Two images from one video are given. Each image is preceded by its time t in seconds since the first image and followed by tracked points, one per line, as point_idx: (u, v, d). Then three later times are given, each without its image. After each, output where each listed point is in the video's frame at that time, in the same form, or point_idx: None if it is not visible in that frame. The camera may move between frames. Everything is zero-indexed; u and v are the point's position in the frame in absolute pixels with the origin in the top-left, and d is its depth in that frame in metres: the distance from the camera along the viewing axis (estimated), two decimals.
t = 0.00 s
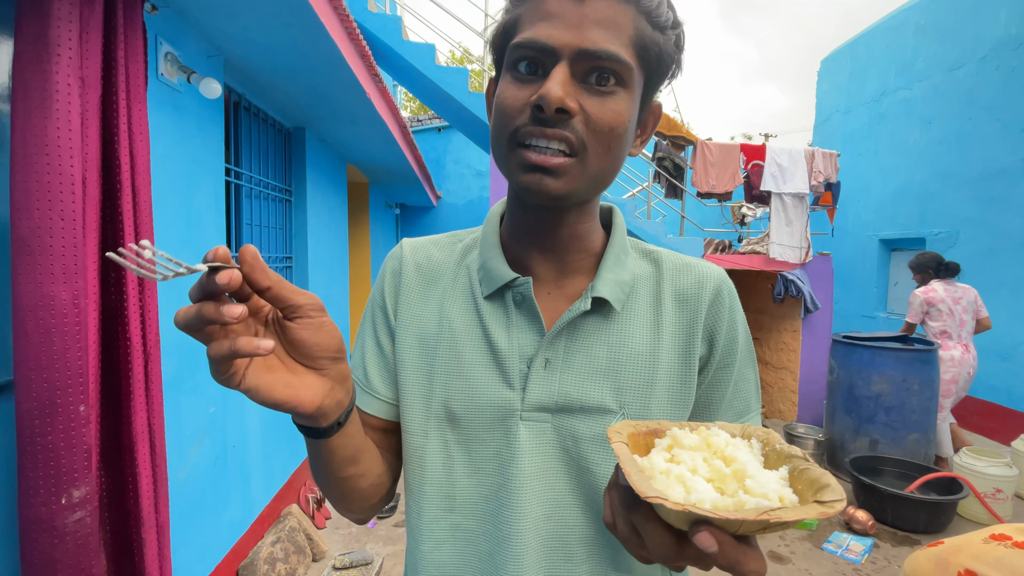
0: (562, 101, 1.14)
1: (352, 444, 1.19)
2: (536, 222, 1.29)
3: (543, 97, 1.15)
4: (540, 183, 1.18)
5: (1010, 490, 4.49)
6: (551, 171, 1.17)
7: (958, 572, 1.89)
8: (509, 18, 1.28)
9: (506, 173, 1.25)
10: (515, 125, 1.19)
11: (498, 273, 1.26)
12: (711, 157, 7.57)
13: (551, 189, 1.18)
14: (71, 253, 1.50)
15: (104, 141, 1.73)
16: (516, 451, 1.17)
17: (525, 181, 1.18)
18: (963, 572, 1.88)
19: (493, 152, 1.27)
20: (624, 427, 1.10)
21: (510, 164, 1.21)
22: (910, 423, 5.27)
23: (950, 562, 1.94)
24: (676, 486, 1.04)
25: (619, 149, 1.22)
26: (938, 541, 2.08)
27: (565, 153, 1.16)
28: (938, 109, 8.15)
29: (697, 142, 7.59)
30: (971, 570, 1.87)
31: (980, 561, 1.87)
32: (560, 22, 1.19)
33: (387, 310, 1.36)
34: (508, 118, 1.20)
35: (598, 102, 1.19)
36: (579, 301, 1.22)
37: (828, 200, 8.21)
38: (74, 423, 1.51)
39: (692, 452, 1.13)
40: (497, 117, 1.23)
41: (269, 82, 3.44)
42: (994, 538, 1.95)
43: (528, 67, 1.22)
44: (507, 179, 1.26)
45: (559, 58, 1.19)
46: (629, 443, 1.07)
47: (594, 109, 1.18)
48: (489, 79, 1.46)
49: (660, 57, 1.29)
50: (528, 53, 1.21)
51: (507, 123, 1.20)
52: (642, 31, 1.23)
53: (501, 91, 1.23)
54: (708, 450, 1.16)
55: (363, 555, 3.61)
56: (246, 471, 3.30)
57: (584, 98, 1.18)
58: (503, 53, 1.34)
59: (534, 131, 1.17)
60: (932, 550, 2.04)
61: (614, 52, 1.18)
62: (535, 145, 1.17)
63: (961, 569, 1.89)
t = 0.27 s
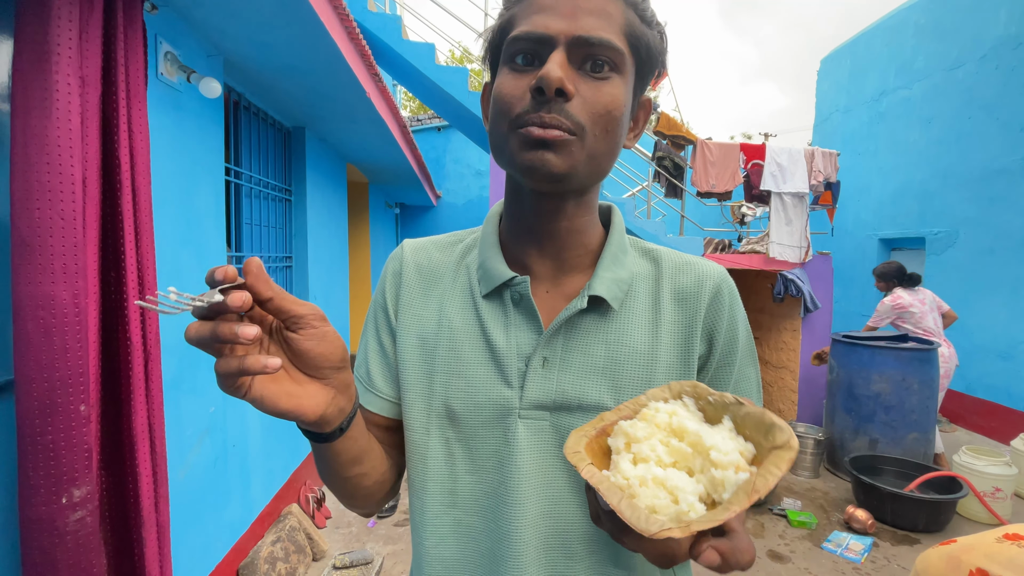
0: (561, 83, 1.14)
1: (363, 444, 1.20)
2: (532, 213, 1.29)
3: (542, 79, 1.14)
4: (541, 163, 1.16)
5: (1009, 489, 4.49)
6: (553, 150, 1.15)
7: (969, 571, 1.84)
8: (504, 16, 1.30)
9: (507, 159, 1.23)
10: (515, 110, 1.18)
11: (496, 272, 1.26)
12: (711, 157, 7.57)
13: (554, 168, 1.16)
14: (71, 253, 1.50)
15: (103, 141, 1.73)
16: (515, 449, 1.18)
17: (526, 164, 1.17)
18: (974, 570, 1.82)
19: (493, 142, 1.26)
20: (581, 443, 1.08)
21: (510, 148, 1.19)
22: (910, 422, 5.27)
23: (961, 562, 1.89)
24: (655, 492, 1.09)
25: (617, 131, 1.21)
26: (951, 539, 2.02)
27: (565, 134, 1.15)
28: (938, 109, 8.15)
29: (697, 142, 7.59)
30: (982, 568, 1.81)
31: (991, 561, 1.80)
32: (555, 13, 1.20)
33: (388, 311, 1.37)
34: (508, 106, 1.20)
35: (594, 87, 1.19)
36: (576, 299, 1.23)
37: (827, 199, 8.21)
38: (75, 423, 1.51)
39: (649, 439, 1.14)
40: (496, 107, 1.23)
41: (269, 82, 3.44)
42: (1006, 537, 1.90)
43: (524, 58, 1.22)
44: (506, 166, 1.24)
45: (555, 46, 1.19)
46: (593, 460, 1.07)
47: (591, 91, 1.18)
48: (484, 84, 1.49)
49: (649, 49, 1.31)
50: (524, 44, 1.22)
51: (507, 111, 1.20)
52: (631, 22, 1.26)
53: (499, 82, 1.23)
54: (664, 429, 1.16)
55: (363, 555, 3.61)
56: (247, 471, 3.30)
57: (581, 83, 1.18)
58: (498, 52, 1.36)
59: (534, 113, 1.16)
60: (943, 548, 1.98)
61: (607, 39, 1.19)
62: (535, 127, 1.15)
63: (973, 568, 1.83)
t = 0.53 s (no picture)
0: (594, 136, 1.14)
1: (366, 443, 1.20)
2: (544, 236, 1.31)
3: (575, 135, 1.14)
4: (576, 210, 1.20)
5: (1008, 488, 4.50)
6: (586, 201, 1.20)
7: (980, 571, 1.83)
8: (509, 43, 1.20)
9: (532, 201, 1.24)
10: (546, 163, 1.17)
11: (499, 269, 1.27)
12: (711, 156, 7.58)
13: (585, 215, 1.22)
14: (71, 253, 1.50)
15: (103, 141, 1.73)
16: (521, 442, 1.18)
17: (561, 213, 1.21)
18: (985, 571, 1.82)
19: (512, 181, 1.25)
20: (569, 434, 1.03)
21: (540, 197, 1.21)
22: (909, 422, 5.28)
23: (972, 561, 1.88)
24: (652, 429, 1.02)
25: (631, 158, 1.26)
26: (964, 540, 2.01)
27: (598, 182, 1.19)
28: (937, 108, 8.16)
29: (696, 142, 7.59)
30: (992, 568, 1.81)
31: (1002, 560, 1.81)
32: (574, 53, 1.14)
33: (393, 311, 1.37)
34: (535, 155, 1.18)
35: (616, 125, 1.19)
36: (578, 293, 1.23)
37: (827, 199, 8.21)
38: (75, 423, 1.51)
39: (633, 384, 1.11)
40: (517, 152, 1.20)
41: (269, 82, 3.45)
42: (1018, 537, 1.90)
43: (542, 99, 1.17)
44: (532, 207, 1.26)
45: (578, 91, 1.15)
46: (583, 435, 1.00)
47: (616, 133, 1.18)
48: (473, 95, 1.39)
49: (652, 60, 1.29)
50: (545, 86, 1.16)
51: (533, 159, 1.18)
52: (643, 45, 1.21)
53: (519, 124, 1.19)
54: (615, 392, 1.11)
55: (364, 554, 3.62)
56: (247, 471, 3.30)
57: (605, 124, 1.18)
58: (499, 74, 1.26)
59: (567, 166, 1.17)
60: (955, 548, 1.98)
61: (625, 75, 1.16)
62: (568, 180, 1.18)
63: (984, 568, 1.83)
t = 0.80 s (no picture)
0: (595, 148, 1.15)
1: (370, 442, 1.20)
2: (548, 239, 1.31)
3: (576, 148, 1.14)
4: (580, 218, 1.22)
5: (1008, 487, 4.50)
6: (588, 208, 1.21)
7: (987, 572, 1.73)
8: (509, 55, 1.19)
9: (536, 210, 1.25)
10: (548, 174, 1.18)
11: (504, 269, 1.26)
12: (711, 156, 7.59)
13: (587, 220, 1.23)
14: (69, 252, 1.50)
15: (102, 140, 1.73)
16: (525, 440, 1.18)
17: (566, 222, 1.23)
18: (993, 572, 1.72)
19: (515, 191, 1.26)
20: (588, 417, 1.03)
21: (545, 208, 1.22)
22: (909, 421, 5.28)
23: (980, 562, 1.77)
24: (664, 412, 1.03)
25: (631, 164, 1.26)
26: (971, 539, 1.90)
27: (600, 191, 1.19)
28: (937, 108, 8.16)
29: (696, 141, 7.59)
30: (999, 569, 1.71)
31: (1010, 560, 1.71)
32: (573, 66, 1.14)
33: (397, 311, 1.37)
34: (537, 167, 1.18)
35: (615, 132, 1.19)
36: (582, 293, 1.23)
37: (827, 198, 8.21)
38: (74, 422, 1.51)
39: (653, 374, 1.12)
40: (519, 164, 1.21)
41: (268, 81, 3.45)
42: None
43: (542, 111, 1.17)
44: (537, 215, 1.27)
45: (577, 102, 1.15)
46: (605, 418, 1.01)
47: (615, 140, 1.19)
48: (474, 102, 1.38)
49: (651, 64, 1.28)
50: (545, 99, 1.16)
51: (535, 171, 1.19)
52: (640, 51, 1.20)
53: (520, 136, 1.20)
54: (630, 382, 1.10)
55: (363, 553, 3.62)
56: (246, 470, 3.31)
57: (604, 132, 1.18)
58: (498, 84, 1.26)
59: (569, 177, 1.17)
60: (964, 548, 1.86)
61: (623, 85, 1.16)
62: (571, 191, 1.18)
63: (992, 569, 1.73)
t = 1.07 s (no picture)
0: (579, 117, 1.14)
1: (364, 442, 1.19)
2: (539, 224, 1.30)
3: (560, 112, 1.14)
4: (557, 191, 1.19)
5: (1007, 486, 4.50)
6: (567, 182, 1.18)
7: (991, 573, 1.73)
8: (518, 27, 1.24)
9: (519, 179, 1.24)
10: (532, 138, 1.17)
11: (503, 268, 1.26)
12: (710, 155, 7.59)
13: (567, 197, 1.20)
14: (67, 251, 1.49)
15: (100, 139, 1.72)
16: (524, 440, 1.18)
17: (542, 191, 1.19)
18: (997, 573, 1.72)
19: (503, 159, 1.26)
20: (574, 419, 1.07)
21: (524, 174, 1.20)
22: (908, 420, 5.28)
23: (984, 562, 1.77)
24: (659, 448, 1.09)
25: (623, 157, 1.23)
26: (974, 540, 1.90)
27: (579, 165, 1.17)
28: (937, 106, 8.15)
29: (696, 140, 7.59)
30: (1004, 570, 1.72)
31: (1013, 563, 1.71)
32: (572, 38, 1.17)
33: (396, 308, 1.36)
34: (523, 130, 1.18)
35: (606, 114, 1.19)
36: (581, 293, 1.23)
37: (827, 197, 8.20)
38: (73, 422, 1.51)
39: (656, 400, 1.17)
40: (508, 128, 1.22)
41: (267, 79, 3.44)
42: None
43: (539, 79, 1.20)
44: (520, 187, 1.25)
45: (572, 73, 1.17)
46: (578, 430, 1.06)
47: (604, 121, 1.18)
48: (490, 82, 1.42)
49: (658, 65, 1.29)
50: (542, 66, 1.18)
51: (521, 133, 1.19)
52: (645, 42, 1.23)
53: (513, 100, 1.21)
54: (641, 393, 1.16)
55: (363, 553, 3.62)
56: (246, 469, 3.30)
57: (595, 111, 1.18)
58: (507, 57, 1.29)
59: (551, 143, 1.16)
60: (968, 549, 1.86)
61: (621, 67, 1.18)
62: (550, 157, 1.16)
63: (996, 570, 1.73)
